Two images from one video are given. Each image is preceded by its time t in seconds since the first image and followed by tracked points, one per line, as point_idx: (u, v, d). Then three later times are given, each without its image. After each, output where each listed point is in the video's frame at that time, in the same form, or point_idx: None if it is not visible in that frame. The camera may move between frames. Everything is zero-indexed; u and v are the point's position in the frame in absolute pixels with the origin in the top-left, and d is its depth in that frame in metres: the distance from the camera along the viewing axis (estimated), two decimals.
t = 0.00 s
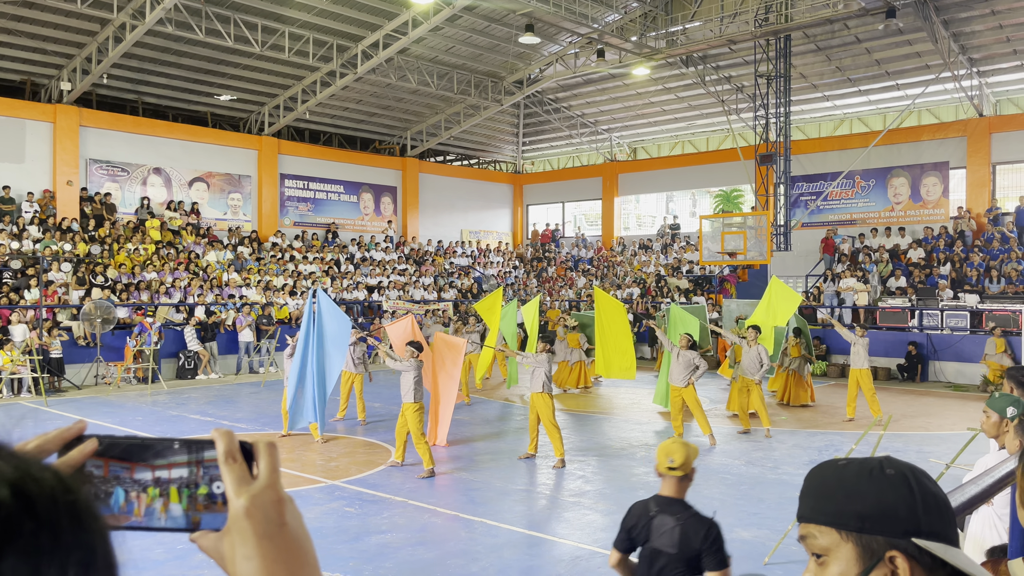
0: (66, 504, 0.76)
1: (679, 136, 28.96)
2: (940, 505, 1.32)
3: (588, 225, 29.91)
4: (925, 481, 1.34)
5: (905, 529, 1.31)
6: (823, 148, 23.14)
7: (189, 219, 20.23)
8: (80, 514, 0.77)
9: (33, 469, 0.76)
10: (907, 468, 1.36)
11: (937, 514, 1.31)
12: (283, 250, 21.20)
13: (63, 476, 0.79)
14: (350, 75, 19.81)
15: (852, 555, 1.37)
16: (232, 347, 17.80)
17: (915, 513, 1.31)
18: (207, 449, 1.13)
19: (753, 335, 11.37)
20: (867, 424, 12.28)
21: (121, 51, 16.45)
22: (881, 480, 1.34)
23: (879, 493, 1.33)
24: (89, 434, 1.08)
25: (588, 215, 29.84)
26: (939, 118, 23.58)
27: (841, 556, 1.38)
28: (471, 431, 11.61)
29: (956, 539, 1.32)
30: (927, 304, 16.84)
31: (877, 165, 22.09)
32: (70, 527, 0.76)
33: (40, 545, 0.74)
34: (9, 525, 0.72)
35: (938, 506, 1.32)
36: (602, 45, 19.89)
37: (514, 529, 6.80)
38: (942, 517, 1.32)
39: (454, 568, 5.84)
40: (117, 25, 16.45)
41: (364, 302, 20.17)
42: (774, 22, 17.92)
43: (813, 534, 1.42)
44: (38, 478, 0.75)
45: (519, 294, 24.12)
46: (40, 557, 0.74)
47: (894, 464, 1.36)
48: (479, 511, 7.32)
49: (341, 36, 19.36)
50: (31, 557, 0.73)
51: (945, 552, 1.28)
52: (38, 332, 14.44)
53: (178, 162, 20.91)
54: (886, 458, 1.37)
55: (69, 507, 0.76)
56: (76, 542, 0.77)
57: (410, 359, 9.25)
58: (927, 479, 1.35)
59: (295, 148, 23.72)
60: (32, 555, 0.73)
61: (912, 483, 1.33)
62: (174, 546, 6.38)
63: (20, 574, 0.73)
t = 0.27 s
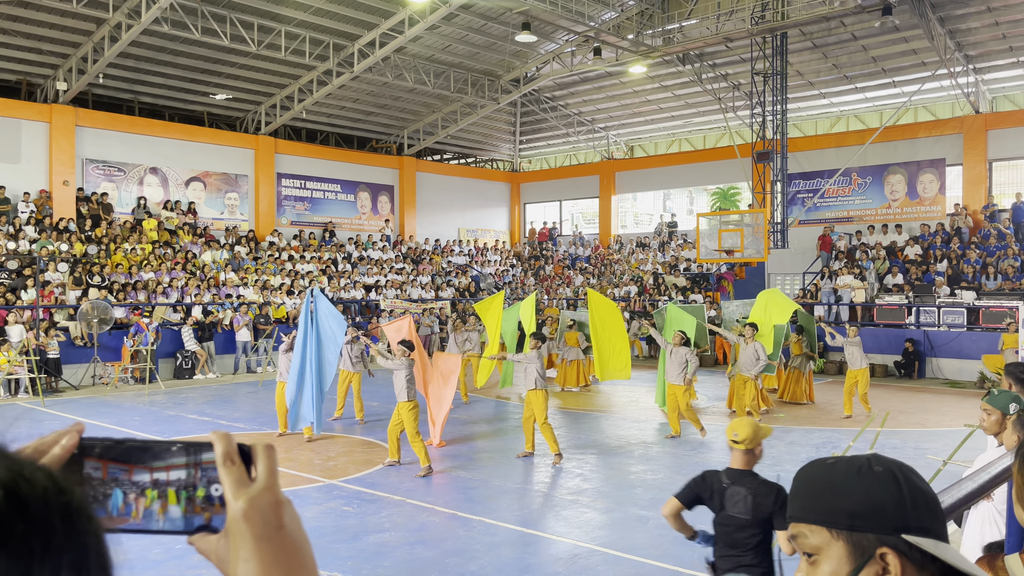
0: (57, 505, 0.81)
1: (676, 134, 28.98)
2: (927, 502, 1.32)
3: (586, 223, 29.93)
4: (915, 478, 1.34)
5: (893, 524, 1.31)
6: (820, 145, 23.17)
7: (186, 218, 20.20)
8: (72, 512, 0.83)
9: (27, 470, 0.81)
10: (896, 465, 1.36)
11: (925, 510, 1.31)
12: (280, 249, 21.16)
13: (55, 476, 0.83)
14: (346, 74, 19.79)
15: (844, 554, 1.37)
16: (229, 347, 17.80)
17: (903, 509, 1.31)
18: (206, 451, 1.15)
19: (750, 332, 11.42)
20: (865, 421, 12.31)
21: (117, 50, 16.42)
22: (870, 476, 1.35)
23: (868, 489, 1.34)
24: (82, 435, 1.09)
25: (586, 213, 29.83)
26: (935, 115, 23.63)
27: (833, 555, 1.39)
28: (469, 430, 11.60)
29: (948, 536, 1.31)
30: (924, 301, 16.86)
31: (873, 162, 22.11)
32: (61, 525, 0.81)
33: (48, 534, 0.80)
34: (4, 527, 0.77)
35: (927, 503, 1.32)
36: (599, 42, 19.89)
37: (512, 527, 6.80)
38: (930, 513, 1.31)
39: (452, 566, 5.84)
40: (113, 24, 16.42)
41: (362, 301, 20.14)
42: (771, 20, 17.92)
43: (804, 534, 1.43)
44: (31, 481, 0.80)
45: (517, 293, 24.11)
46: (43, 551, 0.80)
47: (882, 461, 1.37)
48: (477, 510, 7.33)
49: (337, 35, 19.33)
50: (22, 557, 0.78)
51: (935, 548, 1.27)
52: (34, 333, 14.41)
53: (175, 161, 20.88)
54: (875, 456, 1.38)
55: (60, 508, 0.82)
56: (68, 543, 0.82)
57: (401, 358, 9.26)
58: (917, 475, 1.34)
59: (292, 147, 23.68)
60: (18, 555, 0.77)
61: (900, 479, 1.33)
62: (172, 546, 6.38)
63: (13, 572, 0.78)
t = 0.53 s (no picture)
0: (51, 507, 0.84)
1: (672, 132, 29.01)
2: (918, 499, 1.35)
3: (583, 221, 29.93)
4: (901, 475, 1.37)
5: (887, 523, 1.33)
6: (816, 143, 23.23)
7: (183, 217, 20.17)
8: (67, 514, 0.86)
9: (21, 474, 0.84)
10: (884, 461, 1.39)
11: (915, 507, 1.34)
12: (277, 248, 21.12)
13: (50, 478, 0.87)
14: (343, 73, 19.76)
15: (834, 553, 1.37)
16: (227, 346, 17.80)
17: (896, 507, 1.33)
18: (203, 456, 1.21)
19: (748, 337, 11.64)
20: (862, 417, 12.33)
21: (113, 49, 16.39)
22: (860, 475, 1.35)
23: (860, 488, 1.35)
24: (83, 440, 1.19)
25: (583, 211, 29.85)
26: (931, 112, 23.66)
27: (823, 554, 1.39)
28: (467, 428, 11.61)
29: (934, 528, 1.35)
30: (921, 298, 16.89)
31: (870, 159, 22.14)
32: (57, 526, 0.84)
33: (46, 536, 0.83)
34: None
35: (917, 500, 1.35)
36: (595, 40, 19.92)
37: (510, 526, 6.81)
38: (919, 511, 1.35)
39: (450, 565, 5.84)
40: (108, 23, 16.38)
41: (359, 300, 20.16)
42: (767, 17, 17.95)
43: (795, 533, 1.42)
44: (24, 483, 0.83)
45: (514, 291, 24.12)
46: (40, 549, 0.83)
47: (871, 459, 1.38)
48: (475, 508, 7.33)
49: (333, 33, 19.31)
50: (13, 557, 0.81)
51: (926, 545, 1.31)
52: (31, 333, 14.38)
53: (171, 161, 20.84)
54: (863, 454, 1.39)
55: (54, 509, 0.84)
56: (62, 545, 0.85)
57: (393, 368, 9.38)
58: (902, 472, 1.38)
59: (289, 146, 23.66)
60: (33, 545, 0.82)
61: (890, 477, 1.35)
62: (170, 546, 6.38)
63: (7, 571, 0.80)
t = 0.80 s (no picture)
0: (31, 506, 0.96)
1: (668, 129, 29.05)
2: (911, 495, 1.36)
3: (579, 219, 29.94)
4: (894, 471, 1.37)
5: (880, 520, 1.33)
6: (812, 140, 23.27)
7: (178, 216, 20.13)
8: (47, 515, 0.98)
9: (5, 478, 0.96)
10: (878, 458, 1.38)
11: (908, 504, 1.35)
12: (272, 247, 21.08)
13: (30, 481, 0.99)
14: (338, 71, 19.72)
15: (827, 550, 1.38)
16: (223, 345, 17.76)
17: (889, 505, 1.33)
18: (191, 459, 1.27)
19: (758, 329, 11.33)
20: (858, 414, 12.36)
21: (107, 48, 16.34)
22: (852, 473, 1.35)
23: (853, 485, 1.34)
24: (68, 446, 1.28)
25: (579, 209, 29.85)
26: (927, 109, 23.70)
27: (817, 552, 1.40)
28: (464, 426, 11.61)
29: (926, 522, 1.36)
30: (917, 295, 16.92)
31: (866, 156, 22.18)
32: (37, 526, 0.96)
33: (24, 537, 0.95)
34: None
35: (910, 496, 1.35)
36: (591, 38, 19.91)
37: (507, 523, 6.82)
38: (913, 507, 1.35)
39: (447, 563, 5.85)
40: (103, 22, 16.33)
41: (355, 299, 20.15)
42: (762, 14, 17.95)
43: (788, 530, 1.43)
44: (7, 486, 0.95)
45: (511, 289, 24.13)
46: (20, 554, 0.95)
47: (864, 457, 1.38)
48: (473, 506, 7.34)
49: (328, 31, 19.26)
50: None
51: (919, 543, 1.32)
52: (26, 332, 14.34)
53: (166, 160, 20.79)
54: (855, 451, 1.39)
55: (33, 508, 0.96)
56: (41, 544, 0.97)
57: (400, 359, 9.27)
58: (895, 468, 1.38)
59: (284, 144, 23.62)
60: (10, 546, 0.94)
61: (883, 474, 1.35)
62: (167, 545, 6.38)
63: None
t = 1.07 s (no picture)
0: (18, 513, 1.01)
1: (664, 127, 29.10)
2: (908, 494, 1.36)
3: (575, 217, 29.97)
4: (891, 469, 1.37)
5: (875, 519, 1.33)
6: (808, 137, 23.33)
7: (174, 216, 20.08)
8: (33, 520, 1.02)
9: None
10: (875, 456, 1.39)
11: (906, 502, 1.35)
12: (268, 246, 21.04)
13: (19, 487, 1.03)
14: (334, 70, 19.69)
15: (823, 549, 1.39)
16: (219, 344, 17.75)
17: (885, 504, 1.33)
18: (184, 465, 1.27)
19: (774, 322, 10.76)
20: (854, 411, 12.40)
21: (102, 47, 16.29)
22: (848, 471, 1.35)
23: (848, 485, 1.35)
24: (60, 451, 1.31)
25: (575, 207, 29.85)
26: (922, 106, 23.76)
27: (813, 550, 1.40)
28: (460, 425, 11.60)
29: (922, 520, 1.37)
30: (913, 291, 16.97)
31: (861, 153, 22.23)
32: (24, 532, 1.01)
33: (12, 543, 1.00)
34: None
35: (907, 495, 1.35)
36: (587, 36, 19.91)
37: (504, 522, 6.82)
38: (909, 505, 1.35)
39: (444, 562, 5.85)
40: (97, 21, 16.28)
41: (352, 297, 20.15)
42: (758, 12, 17.96)
43: (784, 529, 1.43)
44: None
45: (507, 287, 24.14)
46: (6, 559, 0.99)
47: (860, 455, 1.38)
48: (470, 505, 7.34)
49: (324, 30, 19.23)
50: None
51: (915, 541, 1.33)
52: (22, 332, 14.30)
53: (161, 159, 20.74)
54: (849, 451, 1.39)
55: (21, 514, 1.01)
56: (28, 550, 1.01)
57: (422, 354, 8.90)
58: (893, 468, 1.38)
59: (280, 143, 23.57)
60: (2, 550, 0.99)
61: (880, 474, 1.35)
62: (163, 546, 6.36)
63: None
